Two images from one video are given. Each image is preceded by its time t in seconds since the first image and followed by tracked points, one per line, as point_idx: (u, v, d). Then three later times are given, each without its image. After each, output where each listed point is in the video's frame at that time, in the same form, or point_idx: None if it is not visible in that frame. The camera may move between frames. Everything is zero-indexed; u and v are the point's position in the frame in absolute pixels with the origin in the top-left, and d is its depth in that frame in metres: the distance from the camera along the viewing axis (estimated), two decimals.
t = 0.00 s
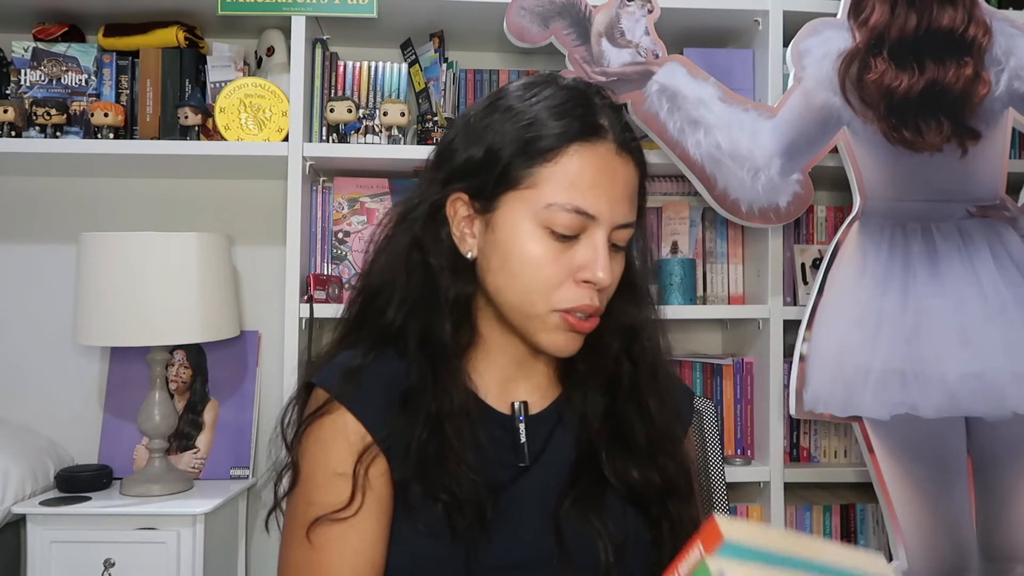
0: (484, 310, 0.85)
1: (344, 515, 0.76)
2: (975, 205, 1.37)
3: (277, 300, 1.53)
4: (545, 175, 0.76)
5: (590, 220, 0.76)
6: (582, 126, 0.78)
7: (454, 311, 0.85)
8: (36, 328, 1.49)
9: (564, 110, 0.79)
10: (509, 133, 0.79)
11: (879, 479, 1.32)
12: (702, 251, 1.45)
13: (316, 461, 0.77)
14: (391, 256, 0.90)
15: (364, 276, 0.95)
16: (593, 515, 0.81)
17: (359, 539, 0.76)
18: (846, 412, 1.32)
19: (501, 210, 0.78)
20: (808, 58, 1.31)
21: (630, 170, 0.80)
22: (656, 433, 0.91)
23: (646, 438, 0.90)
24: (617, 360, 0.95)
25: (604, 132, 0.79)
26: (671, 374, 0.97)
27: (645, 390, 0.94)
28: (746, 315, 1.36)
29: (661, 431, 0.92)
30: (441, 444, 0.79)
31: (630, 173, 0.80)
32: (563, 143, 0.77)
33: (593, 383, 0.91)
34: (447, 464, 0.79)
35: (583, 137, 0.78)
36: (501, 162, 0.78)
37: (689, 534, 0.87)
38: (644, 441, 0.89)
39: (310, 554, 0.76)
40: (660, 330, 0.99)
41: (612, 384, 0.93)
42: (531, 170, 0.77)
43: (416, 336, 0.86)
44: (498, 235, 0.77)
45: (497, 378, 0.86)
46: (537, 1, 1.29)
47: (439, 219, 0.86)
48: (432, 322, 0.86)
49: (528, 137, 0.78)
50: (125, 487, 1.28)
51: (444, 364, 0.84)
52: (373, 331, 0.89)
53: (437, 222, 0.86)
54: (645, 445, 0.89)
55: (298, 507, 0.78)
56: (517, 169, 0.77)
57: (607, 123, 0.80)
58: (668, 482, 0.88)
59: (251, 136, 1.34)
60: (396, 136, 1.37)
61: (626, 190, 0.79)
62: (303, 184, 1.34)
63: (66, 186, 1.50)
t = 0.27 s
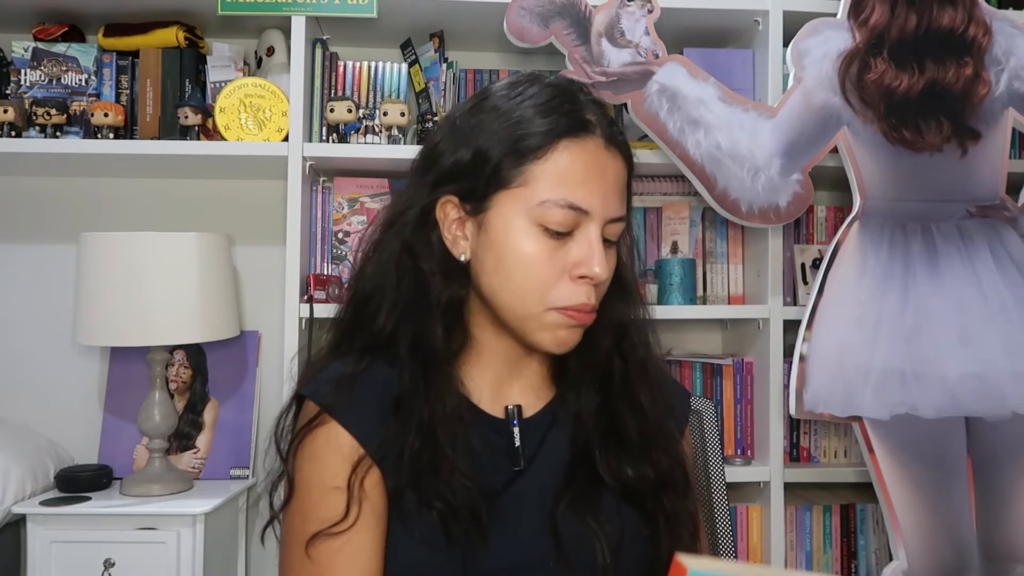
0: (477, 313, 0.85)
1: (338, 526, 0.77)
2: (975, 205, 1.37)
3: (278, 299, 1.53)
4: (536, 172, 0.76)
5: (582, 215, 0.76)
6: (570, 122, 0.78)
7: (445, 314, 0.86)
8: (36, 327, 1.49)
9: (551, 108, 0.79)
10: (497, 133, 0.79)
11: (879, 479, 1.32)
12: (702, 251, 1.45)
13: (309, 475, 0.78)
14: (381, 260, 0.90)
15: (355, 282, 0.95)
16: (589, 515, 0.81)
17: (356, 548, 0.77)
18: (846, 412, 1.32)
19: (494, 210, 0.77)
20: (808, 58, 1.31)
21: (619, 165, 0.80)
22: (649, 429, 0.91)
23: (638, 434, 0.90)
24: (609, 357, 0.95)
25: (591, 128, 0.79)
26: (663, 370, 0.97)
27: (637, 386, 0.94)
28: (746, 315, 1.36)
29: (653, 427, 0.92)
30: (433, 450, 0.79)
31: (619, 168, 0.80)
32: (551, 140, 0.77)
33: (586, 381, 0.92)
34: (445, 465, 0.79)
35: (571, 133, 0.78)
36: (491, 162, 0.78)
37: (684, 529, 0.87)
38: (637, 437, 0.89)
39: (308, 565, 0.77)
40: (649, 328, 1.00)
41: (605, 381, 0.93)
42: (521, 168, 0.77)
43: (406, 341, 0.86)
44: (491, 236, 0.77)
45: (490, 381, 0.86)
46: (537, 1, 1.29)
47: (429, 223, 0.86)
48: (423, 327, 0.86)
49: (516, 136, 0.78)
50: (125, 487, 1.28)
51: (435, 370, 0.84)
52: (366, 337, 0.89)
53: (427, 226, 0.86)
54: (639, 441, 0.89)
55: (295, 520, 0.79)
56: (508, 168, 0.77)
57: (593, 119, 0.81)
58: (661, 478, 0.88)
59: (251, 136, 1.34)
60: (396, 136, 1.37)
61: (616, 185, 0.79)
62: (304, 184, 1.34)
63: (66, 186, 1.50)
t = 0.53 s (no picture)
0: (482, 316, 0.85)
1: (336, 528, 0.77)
2: (975, 205, 1.37)
3: (277, 299, 1.53)
4: (548, 179, 0.76)
5: (593, 223, 0.76)
6: (583, 128, 0.78)
7: (450, 316, 0.85)
8: (36, 327, 1.49)
9: (564, 113, 0.79)
10: (509, 136, 0.78)
11: (879, 479, 1.32)
12: (702, 251, 1.45)
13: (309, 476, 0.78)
14: (387, 259, 0.90)
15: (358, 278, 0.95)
16: (592, 516, 0.81)
17: (354, 550, 0.77)
18: (846, 412, 1.32)
19: (503, 215, 0.77)
20: (808, 58, 1.31)
21: (629, 172, 0.80)
22: (651, 430, 0.91)
23: (641, 436, 0.90)
24: (611, 357, 0.95)
25: (604, 134, 0.79)
26: (666, 370, 0.97)
27: (639, 387, 0.94)
28: (746, 314, 1.36)
29: (655, 427, 0.92)
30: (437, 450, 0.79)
31: (630, 175, 0.80)
32: (564, 147, 0.77)
33: (588, 383, 0.92)
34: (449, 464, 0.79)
35: (583, 139, 0.78)
36: (501, 166, 0.78)
37: (688, 531, 0.87)
38: (639, 438, 0.89)
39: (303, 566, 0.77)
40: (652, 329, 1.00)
41: (607, 382, 0.93)
42: (533, 174, 0.77)
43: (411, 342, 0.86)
44: (499, 240, 0.77)
45: (491, 381, 0.86)
46: (537, 1, 1.29)
47: (435, 224, 0.86)
48: (427, 329, 0.86)
49: (529, 140, 0.78)
50: (125, 487, 1.28)
51: (439, 371, 0.84)
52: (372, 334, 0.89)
53: (434, 227, 0.86)
54: (641, 442, 0.89)
55: (292, 520, 0.79)
56: (519, 173, 0.77)
57: (606, 125, 0.81)
58: (664, 479, 0.88)
59: (251, 136, 1.34)
60: (396, 136, 1.37)
61: (626, 192, 0.79)
62: (304, 184, 1.34)
63: (66, 186, 1.50)
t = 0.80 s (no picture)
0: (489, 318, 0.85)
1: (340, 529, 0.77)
2: (975, 205, 1.37)
3: (278, 299, 1.53)
4: (573, 182, 0.76)
5: (614, 227, 0.77)
6: (606, 134, 0.79)
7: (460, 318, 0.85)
8: (36, 327, 1.49)
9: (588, 118, 0.79)
10: (533, 138, 0.77)
11: (879, 479, 1.32)
12: (702, 251, 1.45)
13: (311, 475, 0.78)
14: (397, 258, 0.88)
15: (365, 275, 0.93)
16: (588, 511, 0.81)
17: (355, 549, 0.77)
18: (846, 412, 1.32)
19: (526, 216, 0.77)
20: (808, 58, 1.31)
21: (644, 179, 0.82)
22: (647, 424, 0.91)
23: (637, 430, 0.89)
24: (606, 352, 0.95)
25: (624, 141, 0.80)
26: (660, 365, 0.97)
27: (635, 381, 0.94)
28: (746, 314, 1.36)
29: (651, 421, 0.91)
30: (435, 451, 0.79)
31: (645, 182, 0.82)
32: (590, 152, 0.77)
33: (585, 378, 0.92)
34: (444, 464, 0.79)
35: (608, 145, 0.78)
36: (528, 168, 0.76)
37: (684, 523, 0.87)
38: (635, 432, 0.89)
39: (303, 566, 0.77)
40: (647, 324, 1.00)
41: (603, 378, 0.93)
42: (559, 177, 0.76)
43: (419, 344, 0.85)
44: (522, 240, 0.77)
45: (490, 378, 0.87)
46: (537, 1, 1.29)
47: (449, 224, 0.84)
48: (437, 329, 0.85)
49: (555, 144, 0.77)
50: (125, 487, 1.28)
51: (443, 371, 0.84)
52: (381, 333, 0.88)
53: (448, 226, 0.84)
54: (637, 436, 0.89)
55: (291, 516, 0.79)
56: (546, 176, 0.76)
57: (625, 131, 0.81)
58: (660, 472, 0.87)
59: (251, 136, 1.34)
60: (396, 136, 1.37)
61: (641, 199, 0.81)
62: (304, 184, 1.34)
63: (66, 186, 1.50)
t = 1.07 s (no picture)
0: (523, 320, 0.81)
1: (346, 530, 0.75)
2: (975, 205, 1.37)
3: (278, 299, 1.53)
4: (613, 190, 0.76)
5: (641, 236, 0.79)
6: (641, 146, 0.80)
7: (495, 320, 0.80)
8: (36, 327, 1.49)
9: (625, 128, 0.80)
10: (578, 140, 0.76)
11: (879, 479, 1.32)
12: (702, 251, 1.45)
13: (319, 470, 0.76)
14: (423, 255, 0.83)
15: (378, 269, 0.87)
16: (588, 505, 0.81)
17: (357, 548, 0.76)
18: (846, 412, 1.32)
19: (568, 218, 0.75)
20: (808, 58, 1.31)
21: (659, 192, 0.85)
22: (643, 416, 0.91)
23: (634, 423, 0.90)
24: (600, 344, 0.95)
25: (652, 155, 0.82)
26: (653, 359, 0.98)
27: (629, 373, 0.94)
28: (746, 314, 1.36)
29: (645, 412, 0.92)
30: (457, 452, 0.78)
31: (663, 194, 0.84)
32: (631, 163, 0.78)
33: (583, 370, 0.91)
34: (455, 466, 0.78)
35: (643, 158, 0.80)
36: (579, 171, 0.75)
37: (683, 513, 0.88)
38: (632, 425, 0.89)
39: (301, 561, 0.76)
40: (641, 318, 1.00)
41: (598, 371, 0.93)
42: (605, 184, 0.76)
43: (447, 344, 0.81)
44: (562, 243, 0.75)
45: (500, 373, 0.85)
46: (537, 1, 1.29)
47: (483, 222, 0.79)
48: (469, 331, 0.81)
49: (602, 150, 0.76)
50: (125, 487, 1.28)
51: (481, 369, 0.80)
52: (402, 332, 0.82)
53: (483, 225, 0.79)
54: (633, 429, 0.89)
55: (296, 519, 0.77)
56: (594, 182, 0.75)
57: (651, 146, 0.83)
58: (658, 463, 0.88)
59: (251, 136, 1.34)
60: (396, 136, 1.37)
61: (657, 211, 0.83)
62: (303, 184, 1.34)
63: (67, 186, 1.50)
